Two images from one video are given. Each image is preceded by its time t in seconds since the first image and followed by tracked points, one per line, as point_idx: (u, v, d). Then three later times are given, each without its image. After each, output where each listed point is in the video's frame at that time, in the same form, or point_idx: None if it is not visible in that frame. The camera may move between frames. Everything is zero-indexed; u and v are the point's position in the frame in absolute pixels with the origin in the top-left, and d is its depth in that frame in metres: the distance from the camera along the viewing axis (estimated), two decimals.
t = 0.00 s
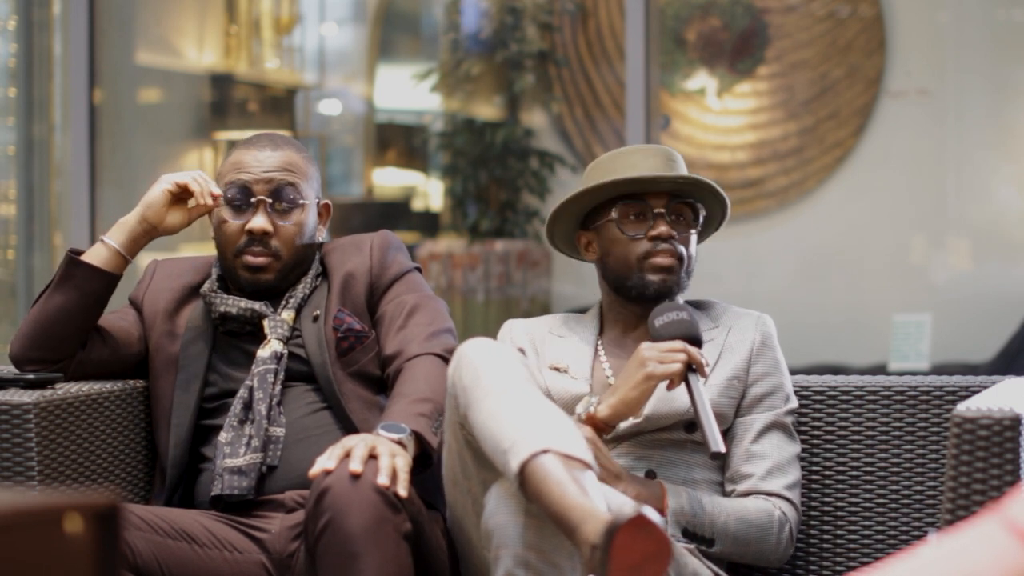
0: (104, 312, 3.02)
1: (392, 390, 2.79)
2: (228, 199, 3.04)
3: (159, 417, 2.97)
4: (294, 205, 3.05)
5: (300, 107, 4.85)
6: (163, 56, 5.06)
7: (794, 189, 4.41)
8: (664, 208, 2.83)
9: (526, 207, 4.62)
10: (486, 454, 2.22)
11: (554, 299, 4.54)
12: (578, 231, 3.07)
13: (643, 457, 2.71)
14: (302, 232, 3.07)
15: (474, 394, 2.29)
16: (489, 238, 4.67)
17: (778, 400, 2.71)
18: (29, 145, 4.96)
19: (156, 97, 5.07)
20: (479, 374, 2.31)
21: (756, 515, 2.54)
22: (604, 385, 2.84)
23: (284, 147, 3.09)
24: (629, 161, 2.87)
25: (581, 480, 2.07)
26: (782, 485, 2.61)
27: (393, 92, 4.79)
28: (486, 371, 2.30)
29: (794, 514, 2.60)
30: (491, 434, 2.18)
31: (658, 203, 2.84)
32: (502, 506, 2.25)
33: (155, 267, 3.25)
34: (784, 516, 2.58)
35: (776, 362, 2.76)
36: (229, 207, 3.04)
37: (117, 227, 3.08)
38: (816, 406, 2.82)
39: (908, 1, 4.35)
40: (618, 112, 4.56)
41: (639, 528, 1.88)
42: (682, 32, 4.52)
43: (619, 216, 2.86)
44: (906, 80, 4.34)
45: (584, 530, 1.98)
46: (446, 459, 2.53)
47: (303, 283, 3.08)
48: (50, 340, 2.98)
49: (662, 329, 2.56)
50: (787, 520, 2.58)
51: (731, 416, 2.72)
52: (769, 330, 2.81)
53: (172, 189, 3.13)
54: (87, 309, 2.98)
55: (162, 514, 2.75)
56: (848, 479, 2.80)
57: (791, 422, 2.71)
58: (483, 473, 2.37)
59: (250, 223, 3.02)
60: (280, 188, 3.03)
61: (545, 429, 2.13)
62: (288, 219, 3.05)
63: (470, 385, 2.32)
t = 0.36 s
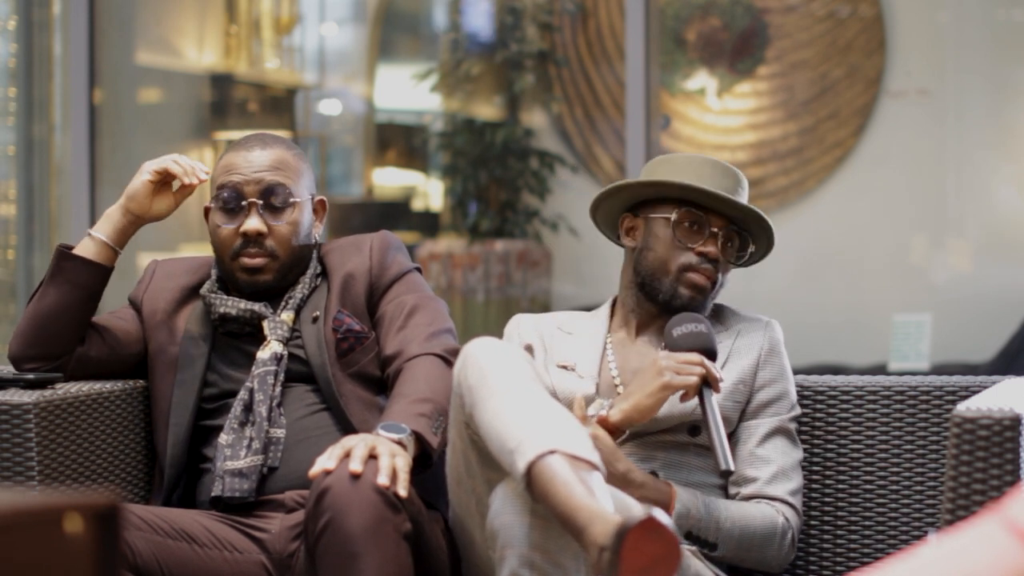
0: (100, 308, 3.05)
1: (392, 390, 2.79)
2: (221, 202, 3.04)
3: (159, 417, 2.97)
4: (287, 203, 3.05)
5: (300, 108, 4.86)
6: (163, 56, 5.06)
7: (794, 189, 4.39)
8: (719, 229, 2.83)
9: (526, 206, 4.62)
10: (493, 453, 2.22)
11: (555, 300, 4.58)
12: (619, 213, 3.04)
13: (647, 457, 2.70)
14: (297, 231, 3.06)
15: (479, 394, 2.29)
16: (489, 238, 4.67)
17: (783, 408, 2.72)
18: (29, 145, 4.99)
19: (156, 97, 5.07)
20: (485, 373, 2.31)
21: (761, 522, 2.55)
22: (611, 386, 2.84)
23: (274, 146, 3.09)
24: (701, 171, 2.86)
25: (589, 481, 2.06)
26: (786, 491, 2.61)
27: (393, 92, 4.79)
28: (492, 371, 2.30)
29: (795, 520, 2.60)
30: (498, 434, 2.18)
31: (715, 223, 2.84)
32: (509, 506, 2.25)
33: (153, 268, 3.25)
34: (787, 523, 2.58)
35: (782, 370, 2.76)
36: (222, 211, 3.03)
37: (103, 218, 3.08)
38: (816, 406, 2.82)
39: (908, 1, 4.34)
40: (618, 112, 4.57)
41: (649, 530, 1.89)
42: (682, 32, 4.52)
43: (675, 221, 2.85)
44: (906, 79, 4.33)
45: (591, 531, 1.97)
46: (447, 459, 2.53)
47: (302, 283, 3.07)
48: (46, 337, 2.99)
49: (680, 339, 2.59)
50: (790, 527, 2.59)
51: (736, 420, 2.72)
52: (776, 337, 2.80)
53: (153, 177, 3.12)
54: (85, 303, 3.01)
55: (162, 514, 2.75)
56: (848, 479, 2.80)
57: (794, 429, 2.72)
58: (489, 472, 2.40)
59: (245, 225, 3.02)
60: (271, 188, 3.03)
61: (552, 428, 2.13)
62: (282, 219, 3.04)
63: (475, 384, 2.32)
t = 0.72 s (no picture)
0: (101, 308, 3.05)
1: (391, 390, 2.78)
2: (213, 212, 3.03)
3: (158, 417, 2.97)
4: (277, 202, 3.05)
5: (300, 108, 4.87)
6: (163, 56, 5.06)
7: (793, 189, 4.40)
8: (703, 230, 2.81)
9: (526, 207, 4.62)
10: (503, 453, 2.22)
11: (554, 299, 4.54)
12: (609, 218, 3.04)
13: (649, 458, 2.71)
14: (291, 228, 3.06)
15: (490, 395, 2.29)
16: (489, 238, 4.67)
17: (784, 407, 2.71)
18: (29, 145, 4.98)
19: (156, 97, 5.07)
20: (495, 373, 2.31)
21: (763, 522, 2.54)
22: (610, 387, 2.85)
23: (254, 148, 3.09)
24: (684, 170, 2.86)
25: (601, 482, 2.08)
26: (786, 491, 2.61)
27: (393, 92, 4.79)
28: (502, 371, 2.30)
29: (797, 521, 2.60)
30: (508, 434, 2.18)
31: (700, 223, 2.81)
32: (521, 506, 2.24)
33: (150, 268, 3.26)
34: (789, 523, 2.58)
35: (782, 369, 2.76)
36: (215, 220, 3.03)
37: (106, 220, 3.09)
38: (816, 406, 2.82)
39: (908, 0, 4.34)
40: (618, 112, 4.57)
41: (669, 533, 1.85)
42: (682, 32, 4.52)
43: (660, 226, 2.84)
44: (906, 80, 4.33)
45: (607, 531, 1.96)
46: (450, 459, 2.53)
47: (300, 284, 3.07)
48: (47, 337, 2.99)
49: (679, 339, 2.60)
50: (791, 527, 2.59)
51: (737, 420, 2.72)
52: (775, 336, 2.80)
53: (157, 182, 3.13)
54: (86, 303, 3.01)
55: (162, 515, 2.75)
56: (848, 479, 2.80)
57: (795, 428, 2.71)
58: (496, 473, 2.39)
59: (240, 230, 3.02)
60: (260, 188, 3.03)
61: (566, 430, 2.13)
62: (275, 217, 3.04)
63: (486, 385, 2.32)
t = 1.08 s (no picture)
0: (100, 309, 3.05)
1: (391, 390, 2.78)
2: (209, 217, 3.03)
3: (158, 417, 2.97)
4: (272, 203, 3.04)
5: (300, 108, 4.87)
6: (163, 56, 5.06)
7: (793, 189, 4.40)
8: (689, 225, 2.81)
9: (526, 206, 4.62)
10: (495, 453, 2.22)
11: (555, 299, 4.55)
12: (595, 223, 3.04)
13: (648, 458, 2.71)
14: (287, 229, 3.06)
15: (482, 395, 2.29)
16: (489, 238, 4.67)
17: (782, 405, 2.71)
18: (29, 145, 4.99)
19: (156, 97, 5.07)
20: (488, 374, 2.31)
21: (761, 520, 2.54)
22: (609, 388, 2.84)
23: (247, 150, 3.09)
24: (661, 168, 2.86)
25: (591, 481, 2.07)
26: (786, 488, 2.61)
27: (393, 92, 4.79)
28: (495, 371, 2.30)
29: (795, 517, 2.60)
30: (500, 434, 2.18)
31: (686, 218, 2.82)
32: (512, 505, 2.25)
33: (150, 267, 3.26)
34: (787, 522, 2.58)
35: (780, 367, 2.75)
36: (211, 225, 3.02)
37: (103, 220, 3.09)
38: (816, 406, 2.82)
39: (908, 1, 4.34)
40: (618, 112, 4.57)
41: (652, 530, 1.86)
42: (682, 32, 4.51)
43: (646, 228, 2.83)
44: (906, 80, 4.33)
45: (595, 531, 1.97)
46: (448, 459, 2.53)
47: (300, 284, 3.06)
48: (47, 338, 2.99)
49: (677, 341, 2.59)
50: (790, 525, 2.59)
51: (735, 419, 2.72)
52: (773, 334, 2.80)
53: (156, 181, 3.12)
54: (85, 304, 3.01)
55: (162, 514, 2.75)
56: (848, 479, 2.80)
57: (793, 426, 2.71)
58: (490, 472, 2.39)
59: (237, 235, 3.01)
60: (254, 190, 3.02)
61: (555, 429, 2.13)
62: (270, 219, 3.03)
63: (478, 384, 2.32)
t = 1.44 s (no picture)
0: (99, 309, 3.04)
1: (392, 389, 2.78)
2: (220, 217, 3.02)
3: (158, 417, 2.97)
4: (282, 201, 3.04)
5: (300, 107, 4.87)
6: (163, 56, 5.06)
7: (793, 189, 4.40)
8: (672, 231, 2.79)
9: (526, 206, 4.62)
10: (491, 453, 2.22)
11: (554, 299, 4.53)
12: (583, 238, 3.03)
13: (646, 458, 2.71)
14: (297, 227, 3.06)
15: (478, 395, 2.29)
16: (489, 238, 4.67)
17: (779, 406, 2.71)
18: (29, 145, 4.99)
19: (156, 97, 5.07)
20: (484, 374, 2.31)
21: (758, 519, 2.54)
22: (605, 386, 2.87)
23: (253, 149, 3.08)
24: (637, 178, 2.85)
25: (585, 481, 2.07)
26: (783, 489, 2.61)
27: (393, 92, 4.79)
28: (491, 371, 2.30)
29: (793, 519, 2.60)
30: (496, 434, 2.18)
31: (668, 225, 2.79)
32: (507, 506, 2.25)
33: (149, 267, 3.26)
34: (784, 522, 2.58)
35: (778, 365, 2.75)
36: (223, 225, 3.01)
37: (101, 219, 3.08)
38: (816, 406, 2.82)
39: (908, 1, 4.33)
40: (618, 112, 4.57)
41: (645, 530, 1.85)
42: (682, 32, 4.52)
43: (632, 240, 2.83)
44: (906, 80, 4.33)
45: (588, 530, 1.96)
46: (446, 458, 2.54)
47: (302, 282, 3.06)
48: (47, 338, 2.98)
49: (666, 332, 2.62)
50: (787, 525, 2.58)
51: (733, 421, 2.71)
52: (771, 334, 2.80)
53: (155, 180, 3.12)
54: (84, 304, 3.00)
55: (162, 515, 2.75)
56: (848, 479, 2.80)
57: (791, 426, 2.72)
58: (487, 473, 2.39)
59: (250, 232, 3.00)
60: (265, 189, 3.02)
61: (550, 430, 2.13)
62: (282, 217, 3.03)
63: (474, 384, 2.32)
